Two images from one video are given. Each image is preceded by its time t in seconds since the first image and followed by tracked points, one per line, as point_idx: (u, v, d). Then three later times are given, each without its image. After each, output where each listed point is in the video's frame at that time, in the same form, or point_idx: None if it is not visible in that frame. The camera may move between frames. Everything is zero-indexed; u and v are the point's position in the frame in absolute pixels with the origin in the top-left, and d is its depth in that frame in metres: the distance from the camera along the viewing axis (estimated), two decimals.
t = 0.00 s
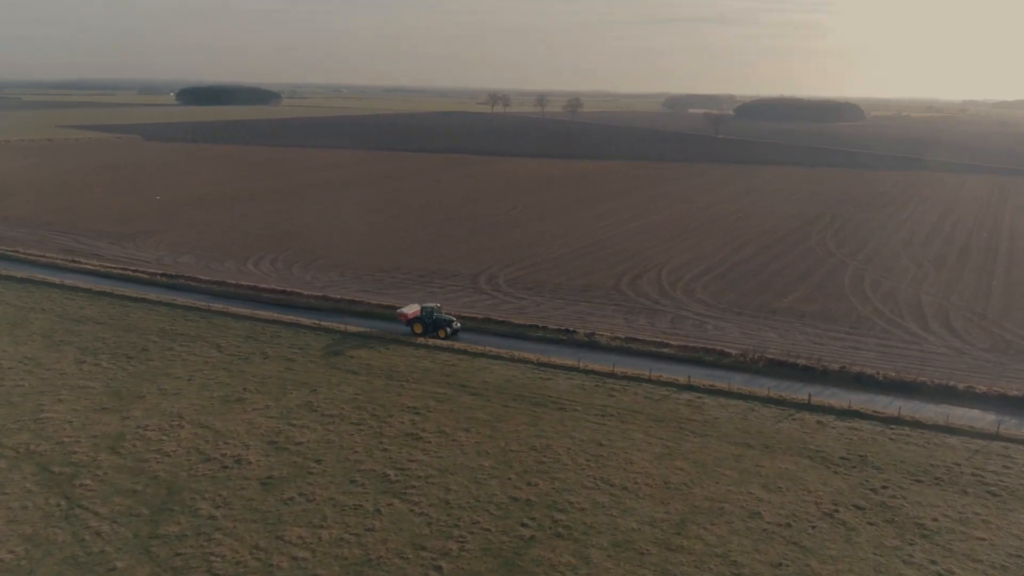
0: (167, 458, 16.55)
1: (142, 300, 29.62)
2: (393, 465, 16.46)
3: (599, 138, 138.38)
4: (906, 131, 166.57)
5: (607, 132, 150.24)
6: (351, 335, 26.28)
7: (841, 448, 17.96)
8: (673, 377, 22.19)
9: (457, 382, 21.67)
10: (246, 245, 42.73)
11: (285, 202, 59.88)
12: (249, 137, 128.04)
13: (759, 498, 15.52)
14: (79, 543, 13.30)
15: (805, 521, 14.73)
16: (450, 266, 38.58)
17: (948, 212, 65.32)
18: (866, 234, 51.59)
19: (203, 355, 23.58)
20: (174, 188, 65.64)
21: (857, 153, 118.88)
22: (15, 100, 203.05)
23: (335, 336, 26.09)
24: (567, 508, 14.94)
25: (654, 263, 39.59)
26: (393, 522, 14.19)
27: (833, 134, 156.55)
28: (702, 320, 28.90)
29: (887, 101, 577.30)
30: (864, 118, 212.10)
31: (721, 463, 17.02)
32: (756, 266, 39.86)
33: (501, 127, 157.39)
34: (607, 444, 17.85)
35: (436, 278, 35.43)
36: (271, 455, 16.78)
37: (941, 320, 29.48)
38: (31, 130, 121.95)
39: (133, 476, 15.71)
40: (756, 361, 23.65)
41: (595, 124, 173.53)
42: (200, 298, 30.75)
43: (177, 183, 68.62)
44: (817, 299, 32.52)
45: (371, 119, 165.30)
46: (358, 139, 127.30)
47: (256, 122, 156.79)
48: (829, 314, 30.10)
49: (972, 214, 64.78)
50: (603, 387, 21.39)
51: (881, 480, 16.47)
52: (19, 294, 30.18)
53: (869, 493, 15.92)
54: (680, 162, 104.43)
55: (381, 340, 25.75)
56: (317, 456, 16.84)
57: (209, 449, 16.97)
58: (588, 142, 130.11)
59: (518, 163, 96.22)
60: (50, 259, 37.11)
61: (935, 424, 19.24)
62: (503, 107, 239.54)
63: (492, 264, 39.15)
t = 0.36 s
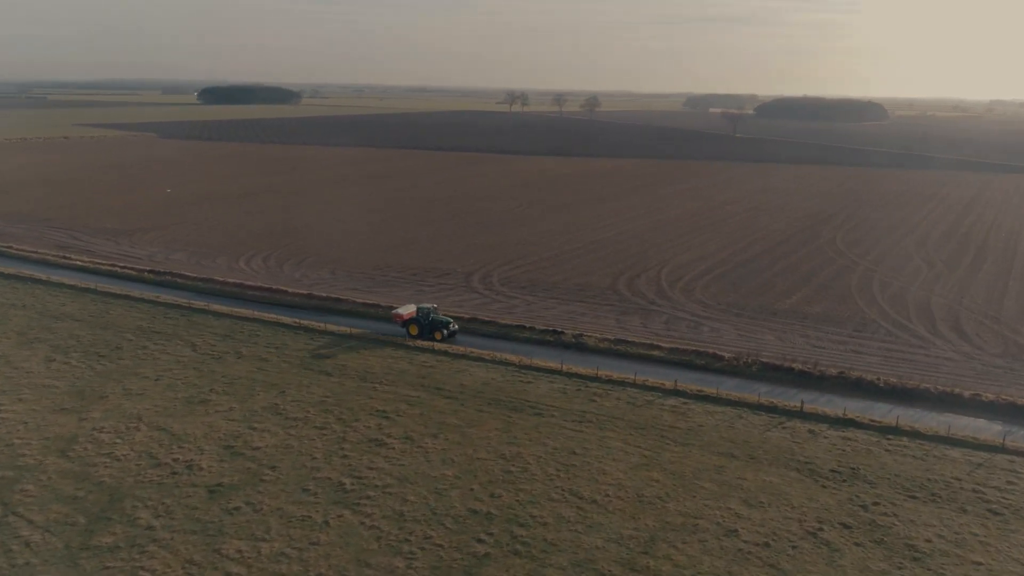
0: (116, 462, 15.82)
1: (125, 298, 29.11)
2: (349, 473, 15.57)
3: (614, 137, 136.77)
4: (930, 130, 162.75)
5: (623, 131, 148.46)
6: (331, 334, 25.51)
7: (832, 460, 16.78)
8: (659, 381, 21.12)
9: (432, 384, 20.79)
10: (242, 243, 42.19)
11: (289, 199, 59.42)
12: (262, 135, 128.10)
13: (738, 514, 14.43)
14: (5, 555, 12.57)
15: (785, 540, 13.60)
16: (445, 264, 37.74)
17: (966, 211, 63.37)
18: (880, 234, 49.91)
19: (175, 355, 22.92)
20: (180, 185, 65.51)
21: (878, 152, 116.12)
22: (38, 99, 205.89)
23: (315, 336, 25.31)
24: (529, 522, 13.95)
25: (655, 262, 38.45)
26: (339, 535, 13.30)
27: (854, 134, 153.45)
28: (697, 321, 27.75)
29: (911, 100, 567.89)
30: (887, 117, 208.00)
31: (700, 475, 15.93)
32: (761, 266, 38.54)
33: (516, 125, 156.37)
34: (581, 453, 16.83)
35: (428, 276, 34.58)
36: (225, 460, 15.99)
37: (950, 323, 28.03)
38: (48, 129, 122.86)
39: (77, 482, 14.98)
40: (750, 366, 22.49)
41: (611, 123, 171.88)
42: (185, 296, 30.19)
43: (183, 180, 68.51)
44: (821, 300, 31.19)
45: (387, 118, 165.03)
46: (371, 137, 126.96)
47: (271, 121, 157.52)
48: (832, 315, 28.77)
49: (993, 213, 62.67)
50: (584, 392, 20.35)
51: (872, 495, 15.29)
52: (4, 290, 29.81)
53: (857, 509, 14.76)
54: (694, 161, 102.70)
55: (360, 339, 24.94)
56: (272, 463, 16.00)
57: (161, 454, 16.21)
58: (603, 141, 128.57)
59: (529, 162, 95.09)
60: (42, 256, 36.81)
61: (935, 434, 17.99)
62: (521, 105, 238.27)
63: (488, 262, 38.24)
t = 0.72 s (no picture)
0: (61, 466, 15.12)
1: (108, 295, 28.61)
2: (301, 482, 14.70)
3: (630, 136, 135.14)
4: (955, 129, 158.85)
5: (639, 129, 146.77)
6: (311, 333, 24.72)
7: (821, 474, 15.60)
8: (643, 386, 20.05)
9: (405, 387, 19.89)
10: (238, 240, 41.68)
11: (293, 196, 58.97)
12: (277, 133, 128.43)
13: (712, 533, 13.33)
14: None
15: (760, 564, 12.49)
16: (440, 262, 36.90)
17: (988, 211, 61.16)
18: (895, 234, 48.15)
19: (147, 353, 22.28)
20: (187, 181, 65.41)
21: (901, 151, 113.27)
22: (63, 99, 209.17)
23: (293, 334, 24.56)
24: (484, 538, 12.98)
25: (656, 261, 37.27)
26: (278, 550, 12.43)
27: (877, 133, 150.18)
28: (693, 322, 26.58)
29: (938, 99, 556.62)
30: (912, 115, 203.54)
31: (676, 489, 14.84)
32: (767, 266, 37.19)
33: (532, 124, 155.27)
34: (551, 463, 15.81)
35: (421, 275, 33.72)
36: (175, 466, 15.22)
37: (962, 327, 26.56)
38: (67, 126, 124.12)
39: (16, 487, 14.28)
40: (742, 370, 21.33)
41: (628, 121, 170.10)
42: (170, 293, 29.64)
43: (191, 177, 68.42)
44: (826, 301, 29.82)
45: (403, 116, 164.81)
46: (385, 135, 126.62)
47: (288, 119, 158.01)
48: (836, 318, 27.44)
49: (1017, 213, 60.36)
50: (563, 397, 19.32)
51: (860, 514, 14.11)
52: None
53: (843, 529, 13.58)
54: (710, 159, 100.86)
55: (339, 339, 24.12)
56: (224, 469, 15.20)
57: (109, 459, 15.48)
58: (618, 139, 127.07)
59: (541, 160, 94.06)
60: (35, 251, 36.53)
61: (934, 446, 16.75)
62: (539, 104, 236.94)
63: (484, 260, 37.32)
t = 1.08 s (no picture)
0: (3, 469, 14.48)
1: (91, 291, 28.15)
2: (246, 491, 13.89)
3: (649, 134, 133.16)
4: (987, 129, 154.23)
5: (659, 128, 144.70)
6: (289, 332, 23.98)
7: (807, 490, 14.43)
8: (626, 392, 19.01)
9: (376, 389, 19.05)
10: (236, 236, 41.22)
11: (299, 194, 58.55)
12: (294, 131, 128.48)
13: (679, 555, 12.28)
14: None
15: None
16: (436, 260, 36.06)
17: (1015, 211, 58.77)
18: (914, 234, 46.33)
19: (118, 351, 21.70)
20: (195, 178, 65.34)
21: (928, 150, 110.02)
22: (91, 98, 211.44)
23: (271, 333, 23.84)
24: (430, 556, 12.06)
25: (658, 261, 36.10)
26: (207, 565, 11.62)
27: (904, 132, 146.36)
28: (689, 324, 25.43)
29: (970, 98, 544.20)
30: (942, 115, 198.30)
31: (646, 505, 13.80)
32: (774, 266, 35.82)
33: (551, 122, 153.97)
34: (516, 474, 14.85)
35: (414, 273, 32.88)
36: (120, 471, 14.51)
37: (975, 332, 25.08)
38: (89, 123, 125.41)
39: None
40: (734, 376, 20.20)
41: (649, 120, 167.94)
42: (156, 290, 29.16)
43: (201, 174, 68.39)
44: (832, 304, 28.47)
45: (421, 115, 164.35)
46: (401, 133, 126.14)
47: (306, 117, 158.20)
48: (842, 321, 26.12)
49: None
50: (539, 403, 18.32)
51: (846, 536, 12.94)
52: None
53: (824, 553, 12.45)
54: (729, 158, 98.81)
55: (316, 338, 23.35)
56: (169, 475, 14.45)
57: (54, 462, 14.81)
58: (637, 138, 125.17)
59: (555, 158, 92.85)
60: (30, 246, 36.35)
61: (933, 461, 15.53)
62: (560, 102, 235.18)
63: (481, 258, 36.42)
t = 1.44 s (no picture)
0: None
1: (78, 286, 27.81)
2: (187, 498, 13.16)
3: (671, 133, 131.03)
4: None
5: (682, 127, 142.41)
6: (268, 331, 23.32)
7: (789, 509, 13.29)
8: (608, 398, 17.99)
9: (346, 391, 18.26)
10: (237, 233, 40.85)
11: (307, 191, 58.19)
12: (314, 129, 128.80)
13: None
14: None
15: None
16: (434, 258, 35.25)
17: None
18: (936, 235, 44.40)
19: (91, 348, 21.22)
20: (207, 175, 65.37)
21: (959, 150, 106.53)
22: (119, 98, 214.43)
23: (250, 331, 23.20)
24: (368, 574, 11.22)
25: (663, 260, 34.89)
26: None
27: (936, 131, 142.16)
28: (685, 327, 24.29)
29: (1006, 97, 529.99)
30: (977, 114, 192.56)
31: (611, 522, 12.80)
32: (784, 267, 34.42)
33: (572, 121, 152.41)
34: (476, 485, 13.93)
35: (408, 271, 32.08)
36: (61, 475, 13.88)
37: (991, 338, 23.56)
38: (113, 122, 126.76)
39: None
40: (724, 382, 19.07)
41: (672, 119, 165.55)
42: (144, 285, 28.75)
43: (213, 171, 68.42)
44: (840, 307, 27.07)
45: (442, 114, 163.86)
46: (420, 131, 125.62)
47: (328, 116, 158.83)
48: (848, 324, 24.75)
49: None
50: (512, 408, 17.38)
51: (827, 563, 11.78)
52: None
53: None
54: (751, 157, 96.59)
55: (294, 337, 22.64)
56: (111, 480, 13.77)
57: None
58: (658, 137, 123.19)
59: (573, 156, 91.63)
60: (30, 241, 36.31)
61: (930, 479, 14.31)
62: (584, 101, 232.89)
63: (480, 257, 35.54)
